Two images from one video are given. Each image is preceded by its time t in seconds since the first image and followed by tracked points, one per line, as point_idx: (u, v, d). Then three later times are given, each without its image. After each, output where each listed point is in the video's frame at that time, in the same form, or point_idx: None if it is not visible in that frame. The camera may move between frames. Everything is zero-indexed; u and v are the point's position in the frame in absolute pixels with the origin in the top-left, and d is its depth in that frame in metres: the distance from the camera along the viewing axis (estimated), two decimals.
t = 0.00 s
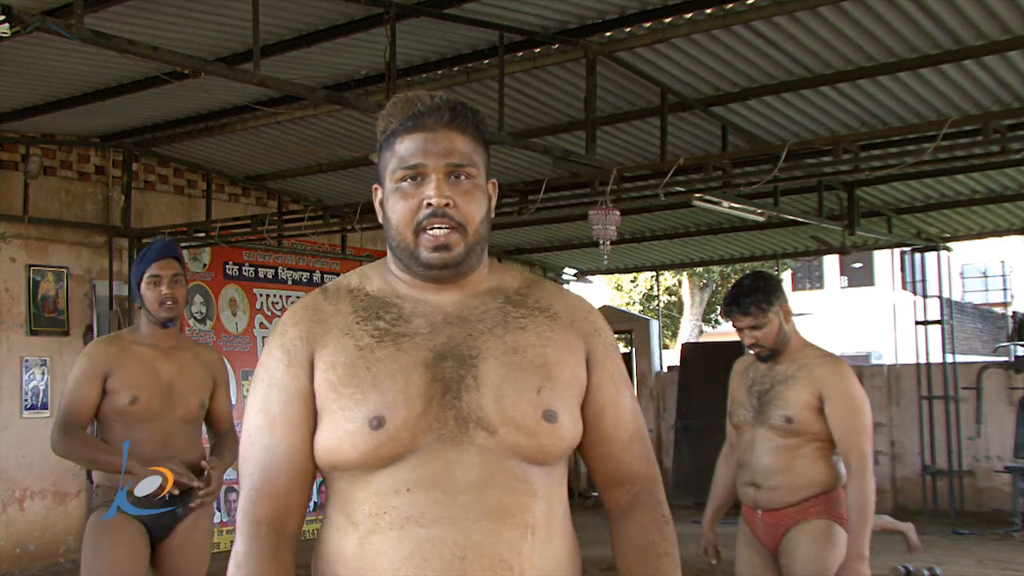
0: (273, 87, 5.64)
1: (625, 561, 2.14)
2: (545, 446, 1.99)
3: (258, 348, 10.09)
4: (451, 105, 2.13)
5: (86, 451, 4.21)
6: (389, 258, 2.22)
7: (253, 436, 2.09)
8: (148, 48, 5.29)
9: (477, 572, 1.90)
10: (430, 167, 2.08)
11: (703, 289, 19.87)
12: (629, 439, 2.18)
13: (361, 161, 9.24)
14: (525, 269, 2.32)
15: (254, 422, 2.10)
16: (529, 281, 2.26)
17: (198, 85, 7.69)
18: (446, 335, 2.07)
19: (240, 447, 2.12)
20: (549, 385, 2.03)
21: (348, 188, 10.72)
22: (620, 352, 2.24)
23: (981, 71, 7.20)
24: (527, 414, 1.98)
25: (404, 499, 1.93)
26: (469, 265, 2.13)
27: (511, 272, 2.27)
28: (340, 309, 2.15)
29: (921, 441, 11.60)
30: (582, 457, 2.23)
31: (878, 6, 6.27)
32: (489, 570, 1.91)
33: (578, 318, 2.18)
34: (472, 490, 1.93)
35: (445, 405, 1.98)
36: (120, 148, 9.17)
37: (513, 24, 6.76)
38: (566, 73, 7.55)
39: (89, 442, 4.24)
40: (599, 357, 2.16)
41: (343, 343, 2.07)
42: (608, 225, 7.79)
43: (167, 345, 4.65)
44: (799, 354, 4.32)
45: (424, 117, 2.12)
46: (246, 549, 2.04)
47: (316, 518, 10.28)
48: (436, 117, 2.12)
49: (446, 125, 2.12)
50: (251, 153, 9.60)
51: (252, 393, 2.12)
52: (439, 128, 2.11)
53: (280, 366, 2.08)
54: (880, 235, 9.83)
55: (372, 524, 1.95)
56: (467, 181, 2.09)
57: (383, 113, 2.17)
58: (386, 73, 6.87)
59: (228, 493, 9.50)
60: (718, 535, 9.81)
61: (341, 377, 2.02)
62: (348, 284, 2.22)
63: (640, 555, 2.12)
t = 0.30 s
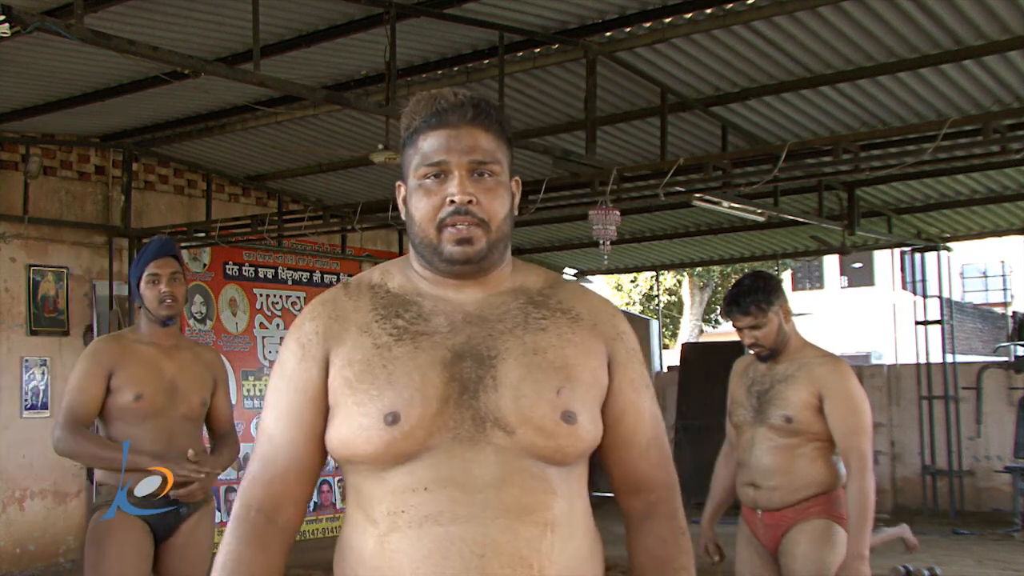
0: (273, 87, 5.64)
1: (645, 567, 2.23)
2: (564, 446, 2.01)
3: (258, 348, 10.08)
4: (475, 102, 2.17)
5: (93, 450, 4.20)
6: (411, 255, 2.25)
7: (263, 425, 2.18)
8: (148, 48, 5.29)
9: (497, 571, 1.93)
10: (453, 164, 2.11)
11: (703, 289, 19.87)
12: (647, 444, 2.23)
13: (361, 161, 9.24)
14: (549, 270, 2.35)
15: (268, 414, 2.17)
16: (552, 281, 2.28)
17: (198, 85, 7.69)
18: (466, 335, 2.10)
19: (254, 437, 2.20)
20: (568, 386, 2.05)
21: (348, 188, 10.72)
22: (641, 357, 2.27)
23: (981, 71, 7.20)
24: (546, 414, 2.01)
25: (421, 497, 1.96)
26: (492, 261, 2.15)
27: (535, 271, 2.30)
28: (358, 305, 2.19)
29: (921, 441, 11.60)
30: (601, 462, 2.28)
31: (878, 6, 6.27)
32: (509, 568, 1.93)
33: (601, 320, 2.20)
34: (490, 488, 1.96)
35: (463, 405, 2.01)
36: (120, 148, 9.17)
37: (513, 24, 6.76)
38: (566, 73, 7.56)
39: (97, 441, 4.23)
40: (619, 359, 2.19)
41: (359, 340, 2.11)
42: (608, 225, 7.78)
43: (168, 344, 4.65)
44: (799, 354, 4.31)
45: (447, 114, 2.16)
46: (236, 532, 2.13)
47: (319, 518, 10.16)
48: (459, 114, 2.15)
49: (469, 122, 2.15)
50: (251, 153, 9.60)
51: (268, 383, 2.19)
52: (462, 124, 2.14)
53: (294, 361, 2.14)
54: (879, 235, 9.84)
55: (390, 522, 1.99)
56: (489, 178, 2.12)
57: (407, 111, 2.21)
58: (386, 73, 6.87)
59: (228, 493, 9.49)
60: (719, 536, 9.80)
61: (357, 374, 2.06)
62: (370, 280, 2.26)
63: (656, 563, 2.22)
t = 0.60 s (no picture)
0: (273, 87, 5.64)
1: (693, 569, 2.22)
2: (588, 445, 2.01)
3: (258, 348, 10.08)
4: (506, 100, 2.19)
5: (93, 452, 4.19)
6: (444, 253, 2.27)
7: (300, 423, 2.16)
8: (148, 48, 5.30)
9: (514, 570, 1.93)
10: (484, 160, 2.12)
11: (703, 289, 19.87)
12: (685, 445, 2.23)
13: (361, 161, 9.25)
14: (582, 269, 2.35)
15: (306, 412, 2.16)
16: (585, 280, 2.29)
17: (198, 85, 7.69)
18: (493, 332, 2.12)
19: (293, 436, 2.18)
20: (595, 385, 2.05)
21: (348, 188, 10.72)
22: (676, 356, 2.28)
23: (981, 71, 7.20)
24: (571, 413, 2.01)
25: (442, 493, 1.97)
26: (522, 259, 2.16)
27: (567, 272, 2.31)
28: (390, 302, 2.20)
29: (921, 441, 11.60)
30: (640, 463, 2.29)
31: (878, 6, 6.27)
32: (527, 566, 1.93)
33: (631, 319, 2.21)
34: (512, 485, 1.97)
35: (488, 402, 2.02)
36: (120, 148, 9.17)
37: (513, 24, 6.76)
38: (566, 73, 7.55)
39: (95, 444, 4.23)
40: (650, 359, 2.19)
41: (390, 336, 2.12)
42: (608, 225, 7.78)
43: (164, 344, 4.65)
44: (798, 354, 4.31)
45: (479, 111, 2.18)
46: (294, 529, 2.11)
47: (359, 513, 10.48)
48: (491, 111, 2.17)
49: (500, 119, 2.17)
50: (251, 153, 9.60)
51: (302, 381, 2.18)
52: (494, 121, 2.16)
53: (328, 358, 2.13)
54: (880, 235, 9.83)
55: (411, 517, 2.00)
56: (521, 174, 2.13)
57: (440, 109, 2.23)
58: (386, 73, 6.88)
59: (228, 493, 9.51)
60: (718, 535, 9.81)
61: (386, 370, 2.07)
62: (403, 279, 2.27)
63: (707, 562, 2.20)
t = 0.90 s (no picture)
0: (273, 87, 5.64)
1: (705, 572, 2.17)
2: (626, 447, 2.01)
3: (258, 348, 10.07)
4: (544, 100, 2.18)
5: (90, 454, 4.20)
6: (480, 252, 2.26)
7: (337, 425, 2.16)
8: (148, 48, 5.29)
9: (552, 566, 1.93)
10: (522, 159, 2.12)
11: (703, 289, 19.88)
12: (716, 448, 2.21)
13: (361, 161, 9.25)
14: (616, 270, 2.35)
15: (342, 413, 2.15)
16: (620, 281, 2.29)
17: (198, 85, 7.69)
18: (531, 332, 2.12)
19: (329, 437, 2.18)
20: (632, 386, 2.05)
21: (348, 188, 10.72)
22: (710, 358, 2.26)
23: (981, 71, 7.20)
24: (609, 414, 2.01)
25: (480, 491, 1.98)
26: (560, 258, 2.16)
27: (602, 272, 2.30)
28: (426, 303, 2.20)
29: (921, 441, 11.60)
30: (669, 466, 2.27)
31: (878, 6, 6.27)
32: (566, 564, 1.94)
33: (668, 321, 2.21)
34: (550, 484, 1.97)
35: (527, 402, 2.02)
36: (120, 148, 9.17)
37: (513, 24, 6.76)
38: (566, 73, 7.55)
39: (91, 446, 4.23)
40: (686, 361, 2.18)
41: (427, 336, 2.12)
42: (608, 225, 7.77)
43: (159, 345, 4.65)
44: (798, 354, 4.31)
45: (518, 111, 2.18)
46: (328, 531, 2.10)
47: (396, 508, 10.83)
48: (529, 111, 2.17)
49: (538, 119, 2.16)
50: (251, 153, 9.60)
51: (338, 383, 2.18)
52: (532, 121, 2.16)
53: (366, 358, 2.14)
54: (880, 235, 9.83)
55: (449, 516, 2.00)
56: (559, 174, 2.12)
57: (478, 108, 2.23)
58: (386, 73, 6.88)
59: (228, 493, 9.51)
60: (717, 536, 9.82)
61: (424, 369, 2.07)
62: (438, 279, 2.27)
63: (724, 564, 2.15)
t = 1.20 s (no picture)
0: (273, 87, 5.64)
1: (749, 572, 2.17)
2: (642, 451, 1.99)
3: (258, 348, 10.07)
4: (563, 102, 2.18)
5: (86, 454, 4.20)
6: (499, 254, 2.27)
7: (354, 426, 2.19)
8: (148, 48, 5.29)
9: (569, 570, 1.93)
10: (541, 161, 2.12)
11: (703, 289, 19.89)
12: (740, 447, 2.19)
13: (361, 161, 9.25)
14: (637, 270, 2.34)
15: (359, 413, 2.18)
16: (639, 281, 2.27)
17: (198, 85, 7.69)
18: (548, 335, 2.12)
19: (345, 437, 2.21)
20: (649, 390, 2.03)
21: (348, 188, 10.72)
22: (732, 358, 2.24)
23: (981, 71, 7.20)
24: (625, 419, 2.00)
25: (497, 496, 1.98)
26: (577, 261, 2.16)
27: (622, 273, 2.29)
28: (443, 304, 2.22)
29: (921, 441, 11.60)
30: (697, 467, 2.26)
31: (878, 6, 6.27)
32: (582, 567, 1.93)
33: (687, 321, 2.18)
34: (565, 489, 1.96)
35: (543, 408, 2.02)
36: (120, 148, 9.17)
37: (513, 24, 6.76)
38: (566, 73, 7.55)
39: (86, 447, 4.23)
40: (706, 362, 2.17)
41: (444, 337, 2.14)
42: (609, 225, 7.76)
43: (155, 345, 4.65)
44: (798, 354, 4.31)
45: (537, 113, 2.18)
46: (337, 531, 2.13)
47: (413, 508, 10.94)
48: (549, 113, 2.17)
49: (557, 120, 2.17)
50: (251, 153, 9.60)
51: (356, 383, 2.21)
52: (551, 123, 2.16)
53: (383, 359, 2.16)
54: (880, 235, 9.83)
55: (465, 519, 2.01)
56: (577, 177, 2.13)
57: (497, 110, 2.23)
58: (386, 73, 6.87)
59: (228, 493, 9.51)
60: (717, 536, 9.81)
61: (440, 372, 2.08)
62: (456, 279, 2.29)
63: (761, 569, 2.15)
